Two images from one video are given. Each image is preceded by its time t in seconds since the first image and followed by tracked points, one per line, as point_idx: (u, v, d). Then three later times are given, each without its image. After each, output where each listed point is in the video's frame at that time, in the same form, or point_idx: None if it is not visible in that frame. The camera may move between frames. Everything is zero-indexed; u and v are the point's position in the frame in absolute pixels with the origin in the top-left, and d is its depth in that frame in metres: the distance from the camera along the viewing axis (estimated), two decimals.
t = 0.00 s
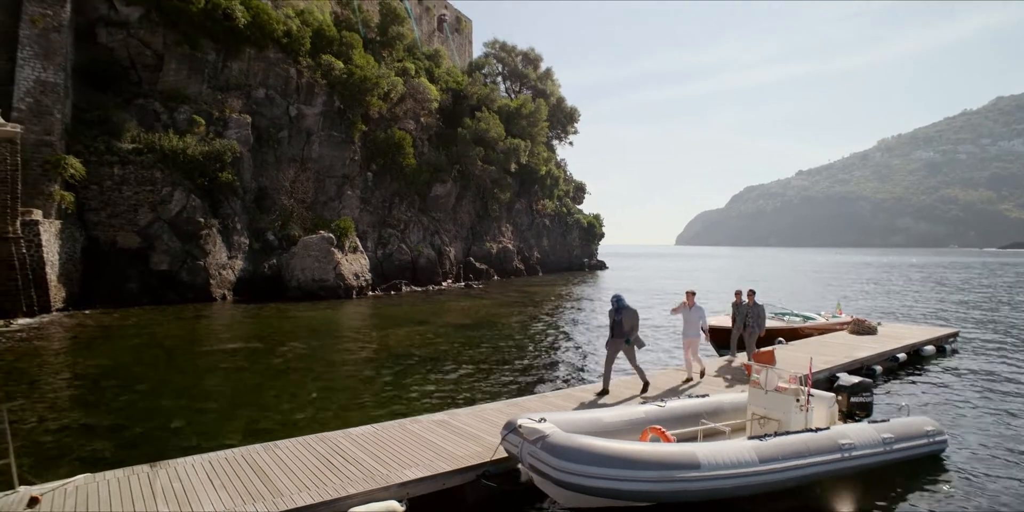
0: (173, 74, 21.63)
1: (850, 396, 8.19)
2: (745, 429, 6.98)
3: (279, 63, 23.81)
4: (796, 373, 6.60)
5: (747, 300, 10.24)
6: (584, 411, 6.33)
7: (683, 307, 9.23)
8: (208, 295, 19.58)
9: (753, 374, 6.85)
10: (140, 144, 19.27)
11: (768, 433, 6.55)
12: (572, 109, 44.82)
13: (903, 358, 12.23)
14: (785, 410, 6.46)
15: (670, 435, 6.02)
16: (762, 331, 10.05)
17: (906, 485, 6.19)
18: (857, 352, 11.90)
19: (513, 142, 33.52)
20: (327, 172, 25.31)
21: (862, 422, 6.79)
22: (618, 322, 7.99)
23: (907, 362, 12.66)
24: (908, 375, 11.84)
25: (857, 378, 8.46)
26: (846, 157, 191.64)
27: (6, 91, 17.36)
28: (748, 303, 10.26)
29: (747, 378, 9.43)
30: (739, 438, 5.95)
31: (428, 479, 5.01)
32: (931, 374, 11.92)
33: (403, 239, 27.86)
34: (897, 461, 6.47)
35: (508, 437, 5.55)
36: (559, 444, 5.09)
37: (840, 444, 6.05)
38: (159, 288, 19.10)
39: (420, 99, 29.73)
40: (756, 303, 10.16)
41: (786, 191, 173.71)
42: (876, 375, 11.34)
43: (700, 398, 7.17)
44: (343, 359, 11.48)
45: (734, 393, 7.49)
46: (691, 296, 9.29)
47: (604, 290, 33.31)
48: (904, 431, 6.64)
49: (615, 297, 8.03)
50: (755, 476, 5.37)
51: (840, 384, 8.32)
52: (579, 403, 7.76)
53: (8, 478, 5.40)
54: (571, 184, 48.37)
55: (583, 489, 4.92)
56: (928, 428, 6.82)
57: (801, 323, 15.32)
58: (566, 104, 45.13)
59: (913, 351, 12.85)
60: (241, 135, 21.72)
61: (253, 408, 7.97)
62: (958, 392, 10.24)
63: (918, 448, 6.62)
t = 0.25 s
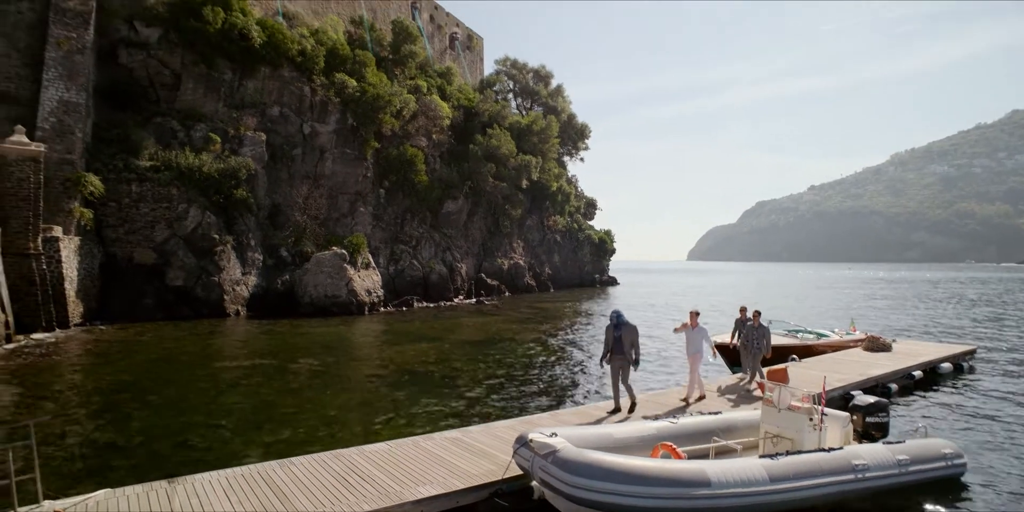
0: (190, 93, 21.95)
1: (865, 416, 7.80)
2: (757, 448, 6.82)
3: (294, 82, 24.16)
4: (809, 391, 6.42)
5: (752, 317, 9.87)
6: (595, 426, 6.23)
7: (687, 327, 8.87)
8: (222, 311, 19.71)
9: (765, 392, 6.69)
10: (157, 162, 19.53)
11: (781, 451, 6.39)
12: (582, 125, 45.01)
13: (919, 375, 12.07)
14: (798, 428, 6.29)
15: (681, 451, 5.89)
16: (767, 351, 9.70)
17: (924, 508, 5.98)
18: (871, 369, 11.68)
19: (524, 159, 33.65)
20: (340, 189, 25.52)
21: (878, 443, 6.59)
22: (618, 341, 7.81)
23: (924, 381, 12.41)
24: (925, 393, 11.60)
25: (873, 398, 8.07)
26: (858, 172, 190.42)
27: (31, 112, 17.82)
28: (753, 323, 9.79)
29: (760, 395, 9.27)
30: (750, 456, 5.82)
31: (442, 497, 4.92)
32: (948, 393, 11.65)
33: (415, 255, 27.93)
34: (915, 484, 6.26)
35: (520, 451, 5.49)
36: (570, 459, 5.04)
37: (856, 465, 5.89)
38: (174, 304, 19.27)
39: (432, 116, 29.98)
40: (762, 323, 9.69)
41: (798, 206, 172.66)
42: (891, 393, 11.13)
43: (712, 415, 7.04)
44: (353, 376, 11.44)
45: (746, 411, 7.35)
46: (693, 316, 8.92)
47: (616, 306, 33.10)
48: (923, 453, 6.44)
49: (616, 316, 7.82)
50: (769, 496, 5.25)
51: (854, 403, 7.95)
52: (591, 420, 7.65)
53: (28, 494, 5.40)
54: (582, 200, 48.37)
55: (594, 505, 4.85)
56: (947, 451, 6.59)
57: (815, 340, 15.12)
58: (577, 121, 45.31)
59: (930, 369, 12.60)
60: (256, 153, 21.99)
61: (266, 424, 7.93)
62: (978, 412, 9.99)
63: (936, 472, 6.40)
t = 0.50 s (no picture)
0: (207, 116, 22.21)
1: (881, 440, 7.68)
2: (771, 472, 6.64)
3: (307, 105, 24.51)
4: (823, 414, 6.22)
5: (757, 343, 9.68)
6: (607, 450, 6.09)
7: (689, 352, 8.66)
8: (235, 332, 19.79)
9: (777, 414, 6.48)
10: (173, 185, 19.75)
11: (794, 476, 6.19)
12: (593, 147, 45.23)
13: (936, 398, 11.77)
14: (812, 453, 6.09)
15: (693, 476, 5.72)
16: (772, 376, 9.46)
17: None
18: (887, 392, 11.43)
19: (535, 180, 33.78)
20: (352, 211, 25.70)
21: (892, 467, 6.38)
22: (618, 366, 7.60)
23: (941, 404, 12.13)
24: (943, 418, 11.32)
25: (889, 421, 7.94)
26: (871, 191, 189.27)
27: (53, 136, 18.16)
28: (759, 346, 9.70)
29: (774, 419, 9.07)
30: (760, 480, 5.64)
31: None
32: (967, 417, 11.34)
33: (426, 276, 27.95)
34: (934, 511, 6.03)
35: (530, 474, 5.39)
36: (580, 483, 4.93)
37: (869, 490, 5.68)
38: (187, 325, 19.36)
39: (443, 139, 30.23)
40: (767, 347, 9.62)
41: (811, 226, 171.58)
42: (908, 417, 10.84)
43: (723, 438, 6.88)
44: (363, 398, 11.35)
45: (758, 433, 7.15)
46: (696, 340, 8.65)
47: (628, 327, 32.82)
48: (939, 479, 6.22)
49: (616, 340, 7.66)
50: None
51: (871, 427, 7.83)
52: (604, 444, 7.48)
53: None
54: (593, 221, 48.34)
55: None
56: (967, 478, 6.35)
57: (829, 362, 14.86)
58: (587, 142, 45.52)
59: (947, 393, 12.32)
60: (270, 175, 22.27)
61: (278, 447, 7.83)
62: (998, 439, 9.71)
63: (955, 499, 6.16)
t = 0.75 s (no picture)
0: (220, 140, 22.41)
1: (897, 464, 7.64)
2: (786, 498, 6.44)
3: (319, 129, 24.81)
4: (835, 438, 6.08)
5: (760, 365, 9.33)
6: (618, 474, 5.95)
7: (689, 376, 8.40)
8: (245, 354, 19.80)
9: (790, 439, 6.33)
10: (186, 207, 19.95)
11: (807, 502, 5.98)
12: (601, 168, 45.37)
13: (952, 422, 11.43)
14: (824, 478, 5.90)
15: (705, 501, 5.49)
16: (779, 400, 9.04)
17: None
18: (902, 415, 11.19)
19: (544, 202, 33.86)
20: (361, 233, 25.81)
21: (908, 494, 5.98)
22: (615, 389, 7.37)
23: (959, 428, 11.87)
24: (962, 442, 11.06)
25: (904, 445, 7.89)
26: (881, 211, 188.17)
27: (71, 160, 18.40)
28: (762, 370, 9.28)
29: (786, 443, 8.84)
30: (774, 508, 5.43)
31: None
32: (985, 441, 11.04)
33: (435, 298, 27.91)
34: None
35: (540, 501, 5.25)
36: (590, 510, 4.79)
37: None
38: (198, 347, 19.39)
39: (452, 161, 30.47)
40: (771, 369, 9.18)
41: (821, 246, 170.47)
42: (924, 441, 10.55)
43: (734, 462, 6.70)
44: (373, 420, 11.24)
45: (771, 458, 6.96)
46: (695, 363, 8.44)
47: (638, 349, 32.51)
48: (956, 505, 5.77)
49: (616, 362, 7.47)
50: None
51: (885, 451, 7.79)
52: (615, 467, 7.33)
53: None
54: (601, 242, 48.29)
55: None
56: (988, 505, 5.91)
57: (842, 385, 14.62)
58: (595, 164, 45.72)
59: (965, 415, 12.06)
60: (281, 198, 22.49)
61: (288, 470, 7.73)
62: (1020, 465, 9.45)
63: None
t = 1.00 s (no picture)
0: (230, 163, 22.63)
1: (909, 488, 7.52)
2: None
3: (327, 151, 25.05)
4: (845, 461, 6.02)
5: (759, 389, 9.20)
6: (626, 499, 5.85)
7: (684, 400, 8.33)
8: (252, 375, 19.79)
9: (801, 462, 6.27)
10: (196, 229, 20.07)
11: None
12: (607, 190, 45.49)
13: (965, 445, 11.19)
14: (836, 501, 5.84)
15: None
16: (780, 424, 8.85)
17: None
18: (914, 438, 10.99)
19: (550, 223, 33.96)
20: (369, 254, 25.87)
21: None
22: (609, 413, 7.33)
23: (974, 451, 11.64)
24: (977, 464, 10.84)
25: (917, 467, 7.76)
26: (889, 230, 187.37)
27: (84, 184, 18.60)
28: (761, 395, 9.13)
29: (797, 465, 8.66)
30: None
31: None
32: (1001, 465, 10.80)
33: (442, 319, 27.84)
34: None
35: None
36: None
37: None
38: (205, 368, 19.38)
39: (459, 183, 30.68)
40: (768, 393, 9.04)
41: (829, 265, 169.52)
42: (937, 464, 10.31)
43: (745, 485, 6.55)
44: (379, 442, 11.14)
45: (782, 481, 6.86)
46: (688, 387, 8.40)
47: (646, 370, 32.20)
48: None
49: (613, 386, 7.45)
50: None
51: (898, 474, 7.68)
52: (625, 490, 7.21)
53: None
54: (608, 263, 48.21)
55: None
56: None
57: (852, 407, 14.41)
58: (601, 185, 45.86)
59: (979, 438, 11.83)
60: (289, 220, 22.63)
61: (296, 492, 7.64)
62: None
63: None
